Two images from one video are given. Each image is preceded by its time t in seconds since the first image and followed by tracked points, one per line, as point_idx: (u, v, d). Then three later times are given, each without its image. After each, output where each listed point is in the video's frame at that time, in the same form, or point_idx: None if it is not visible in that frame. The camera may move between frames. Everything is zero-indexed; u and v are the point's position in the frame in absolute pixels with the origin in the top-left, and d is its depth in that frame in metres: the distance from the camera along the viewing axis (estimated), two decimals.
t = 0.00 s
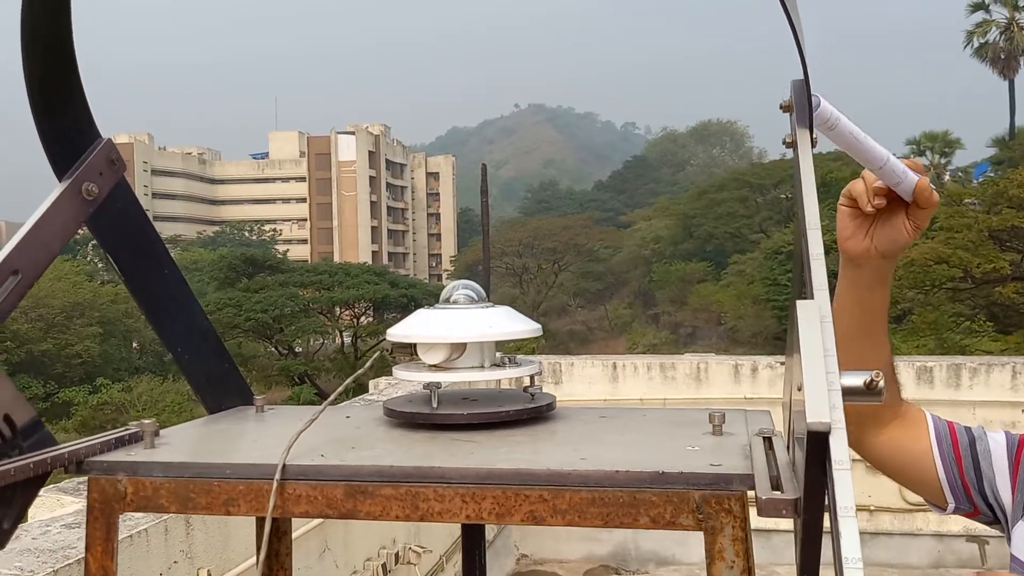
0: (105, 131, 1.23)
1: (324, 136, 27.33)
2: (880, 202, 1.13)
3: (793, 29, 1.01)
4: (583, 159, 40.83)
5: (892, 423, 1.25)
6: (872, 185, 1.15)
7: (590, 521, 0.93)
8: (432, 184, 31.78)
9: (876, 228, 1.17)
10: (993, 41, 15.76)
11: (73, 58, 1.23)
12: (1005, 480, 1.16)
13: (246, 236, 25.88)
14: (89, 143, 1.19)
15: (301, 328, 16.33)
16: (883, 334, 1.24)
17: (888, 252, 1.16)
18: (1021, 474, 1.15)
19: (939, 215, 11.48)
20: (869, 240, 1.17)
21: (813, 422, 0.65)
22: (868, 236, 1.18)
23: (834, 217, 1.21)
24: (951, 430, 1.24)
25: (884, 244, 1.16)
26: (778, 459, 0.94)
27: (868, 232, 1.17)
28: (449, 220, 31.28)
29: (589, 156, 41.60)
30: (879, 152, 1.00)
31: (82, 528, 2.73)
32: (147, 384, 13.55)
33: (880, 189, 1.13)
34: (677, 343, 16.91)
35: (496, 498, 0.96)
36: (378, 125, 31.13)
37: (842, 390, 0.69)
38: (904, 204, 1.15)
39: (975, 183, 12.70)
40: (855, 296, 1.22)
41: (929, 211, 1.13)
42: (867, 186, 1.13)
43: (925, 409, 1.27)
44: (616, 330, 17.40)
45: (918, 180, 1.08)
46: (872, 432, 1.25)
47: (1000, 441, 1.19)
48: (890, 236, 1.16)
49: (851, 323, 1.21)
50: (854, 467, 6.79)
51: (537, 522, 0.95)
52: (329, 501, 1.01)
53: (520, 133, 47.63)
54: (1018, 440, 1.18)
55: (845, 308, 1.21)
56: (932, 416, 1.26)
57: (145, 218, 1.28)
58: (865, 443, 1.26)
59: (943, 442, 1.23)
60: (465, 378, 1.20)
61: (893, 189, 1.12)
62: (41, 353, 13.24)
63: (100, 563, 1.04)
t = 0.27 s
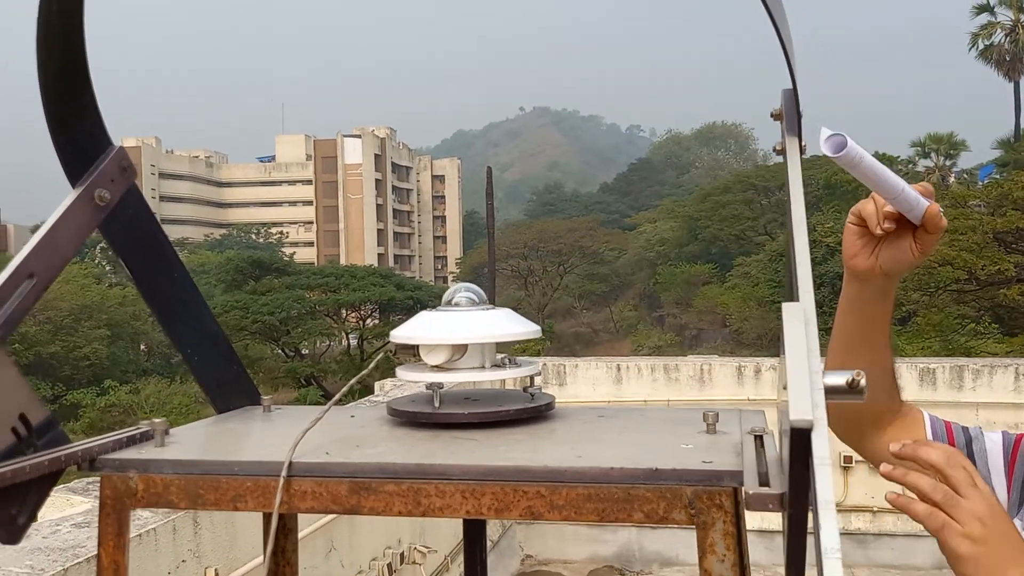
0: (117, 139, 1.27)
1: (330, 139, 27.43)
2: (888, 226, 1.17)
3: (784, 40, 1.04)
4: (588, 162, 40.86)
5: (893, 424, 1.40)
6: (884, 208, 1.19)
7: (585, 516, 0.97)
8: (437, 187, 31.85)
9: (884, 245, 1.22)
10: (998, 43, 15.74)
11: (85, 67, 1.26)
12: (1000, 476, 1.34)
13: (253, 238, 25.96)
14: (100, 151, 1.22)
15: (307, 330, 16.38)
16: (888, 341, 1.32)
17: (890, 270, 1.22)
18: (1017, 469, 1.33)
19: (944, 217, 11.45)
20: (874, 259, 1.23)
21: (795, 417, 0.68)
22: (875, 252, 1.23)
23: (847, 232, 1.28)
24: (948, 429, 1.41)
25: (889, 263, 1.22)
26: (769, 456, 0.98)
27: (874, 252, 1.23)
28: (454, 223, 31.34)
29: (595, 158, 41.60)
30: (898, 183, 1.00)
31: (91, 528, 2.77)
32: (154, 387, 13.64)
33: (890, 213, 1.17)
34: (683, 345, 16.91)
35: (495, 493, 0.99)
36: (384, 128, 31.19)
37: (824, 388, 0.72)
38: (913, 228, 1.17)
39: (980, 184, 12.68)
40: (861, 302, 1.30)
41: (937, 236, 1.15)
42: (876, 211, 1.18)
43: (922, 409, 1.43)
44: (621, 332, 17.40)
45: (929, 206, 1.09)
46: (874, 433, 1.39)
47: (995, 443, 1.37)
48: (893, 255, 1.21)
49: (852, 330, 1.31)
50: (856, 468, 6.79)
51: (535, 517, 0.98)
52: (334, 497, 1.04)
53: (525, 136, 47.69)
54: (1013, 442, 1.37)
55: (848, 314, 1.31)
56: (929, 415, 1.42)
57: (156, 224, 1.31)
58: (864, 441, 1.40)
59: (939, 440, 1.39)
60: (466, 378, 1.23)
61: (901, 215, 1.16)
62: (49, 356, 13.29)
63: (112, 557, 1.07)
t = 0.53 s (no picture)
0: (123, 139, 1.28)
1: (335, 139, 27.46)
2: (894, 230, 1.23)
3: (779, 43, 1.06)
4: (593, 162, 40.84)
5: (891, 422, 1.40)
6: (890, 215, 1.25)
7: (586, 510, 0.98)
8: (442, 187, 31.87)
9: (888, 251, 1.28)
10: (1003, 43, 15.71)
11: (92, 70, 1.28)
12: (1000, 473, 1.35)
13: (258, 238, 26.01)
14: (106, 151, 1.24)
15: (312, 330, 16.41)
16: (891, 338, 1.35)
17: (896, 275, 1.28)
18: (1015, 466, 1.34)
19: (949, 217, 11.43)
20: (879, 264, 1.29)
21: (787, 411, 0.69)
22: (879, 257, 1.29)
23: (853, 238, 1.33)
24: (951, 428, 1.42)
25: (893, 268, 1.28)
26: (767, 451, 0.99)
27: (881, 256, 1.29)
28: (459, 223, 31.37)
29: (600, 158, 41.60)
30: (906, 190, 1.04)
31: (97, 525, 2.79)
32: (159, 386, 13.74)
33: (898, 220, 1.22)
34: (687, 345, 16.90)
35: (495, 487, 1.01)
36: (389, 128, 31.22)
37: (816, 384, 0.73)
38: (918, 235, 1.24)
39: (986, 184, 12.66)
40: (865, 305, 1.36)
41: (943, 243, 1.21)
42: (883, 217, 1.24)
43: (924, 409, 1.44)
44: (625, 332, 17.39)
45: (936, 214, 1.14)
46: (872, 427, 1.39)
47: (996, 440, 1.38)
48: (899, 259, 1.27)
49: (853, 331, 1.36)
50: (861, 467, 6.81)
51: (535, 512, 1.00)
52: (337, 491, 1.05)
53: (530, 135, 47.70)
54: (1012, 438, 1.38)
55: (850, 314, 1.36)
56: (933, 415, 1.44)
57: (161, 223, 1.33)
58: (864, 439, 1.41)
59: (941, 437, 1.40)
60: (467, 375, 1.24)
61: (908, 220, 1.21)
62: (54, 355, 13.34)
63: (119, 550, 1.09)
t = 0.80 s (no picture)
0: (151, 143, 1.30)
1: (365, 141, 27.66)
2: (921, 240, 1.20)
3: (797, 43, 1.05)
4: (623, 162, 40.70)
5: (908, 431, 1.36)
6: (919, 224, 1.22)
7: (601, 510, 0.98)
8: (472, 188, 31.93)
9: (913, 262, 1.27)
10: None
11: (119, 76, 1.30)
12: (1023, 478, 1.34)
13: (290, 239, 26.27)
14: (134, 155, 1.26)
15: (343, 331, 16.53)
16: (910, 353, 1.33)
17: (919, 288, 1.27)
18: None
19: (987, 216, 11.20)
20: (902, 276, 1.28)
21: (797, 413, 0.69)
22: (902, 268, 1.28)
23: (878, 246, 1.32)
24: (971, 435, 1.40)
25: (917, 282, 1.27)
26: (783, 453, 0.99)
27: (904, 267, 1.28)
28: (489, 223, 31.42)
29: (629, 158, 41.44)
30: (936, 197, 1.01)
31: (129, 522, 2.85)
32: (193, 386, 13.97)
33: (925, 228, 1.20)
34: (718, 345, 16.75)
35: (512, 488, 1.01)
36: (419, 129, 31.35)
37: (829, 384, 0.73)
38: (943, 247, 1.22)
39: None
40: (886, 314, 1.35)
41: (968, 257, 1.19)
42: (911, 226, 1.21)
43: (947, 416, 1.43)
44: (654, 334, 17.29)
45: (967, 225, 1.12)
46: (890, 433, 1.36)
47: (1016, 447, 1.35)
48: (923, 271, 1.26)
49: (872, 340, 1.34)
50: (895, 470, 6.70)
51: (552, 511, 1.00)
52: (356, 490, 1.07)
53: (560, 136, 47.68)
54: None
55: (868, 324, 1.35)
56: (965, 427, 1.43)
57: (189, 226, 1.35)
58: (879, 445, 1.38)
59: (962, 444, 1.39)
60: (487, 376, 1.26)
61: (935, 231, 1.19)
62: (91, 355, 13.60)
63: (144, 545, 1.11)
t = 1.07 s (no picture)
0: (187, 150, 1.34)
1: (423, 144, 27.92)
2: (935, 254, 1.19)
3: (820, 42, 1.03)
4: (682, 162, 40.24)
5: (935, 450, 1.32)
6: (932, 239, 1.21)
7: (615, 513, 0.98)
8: (529, 189, 31.95)
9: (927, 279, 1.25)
10: None
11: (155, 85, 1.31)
12: None
13: (350, 241, 26.67)
14: (171, 163, 1.30)
15: (403, 331, 16.68)
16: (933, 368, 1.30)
17: (935, 306, 1.25)
18: None
19: None
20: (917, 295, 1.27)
21: (797, 415, 0.68)
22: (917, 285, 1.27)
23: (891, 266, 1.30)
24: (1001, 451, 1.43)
25: (932, 300, 1.25)
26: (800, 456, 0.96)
27: (919, 286, 1.27)
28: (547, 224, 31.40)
29: (689, 158, 40.96)
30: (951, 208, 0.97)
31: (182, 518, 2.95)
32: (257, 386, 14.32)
33: (937, 243, 1.18)
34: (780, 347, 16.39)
35: (527, 490, 1.02)
36: (477, 132, 31.49)
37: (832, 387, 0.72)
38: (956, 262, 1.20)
39: None
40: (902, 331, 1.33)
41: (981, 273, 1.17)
42: (922, 241, 1.19)
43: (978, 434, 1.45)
44: (714, 337, 17.13)
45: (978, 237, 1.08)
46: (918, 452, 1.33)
47: None
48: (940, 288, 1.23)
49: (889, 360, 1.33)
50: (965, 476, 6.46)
51: (567, 512, 1.00)
52: (377, 490, 1.08)
53: (617, 137, 47.41)
54: None
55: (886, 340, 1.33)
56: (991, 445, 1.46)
57: (224, 231, 1.38)
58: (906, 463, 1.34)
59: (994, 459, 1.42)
60: (513, 377, 1.26)
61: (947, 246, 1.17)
62: (160, 355, 14.06)
63: (176, 537, 1.15)
